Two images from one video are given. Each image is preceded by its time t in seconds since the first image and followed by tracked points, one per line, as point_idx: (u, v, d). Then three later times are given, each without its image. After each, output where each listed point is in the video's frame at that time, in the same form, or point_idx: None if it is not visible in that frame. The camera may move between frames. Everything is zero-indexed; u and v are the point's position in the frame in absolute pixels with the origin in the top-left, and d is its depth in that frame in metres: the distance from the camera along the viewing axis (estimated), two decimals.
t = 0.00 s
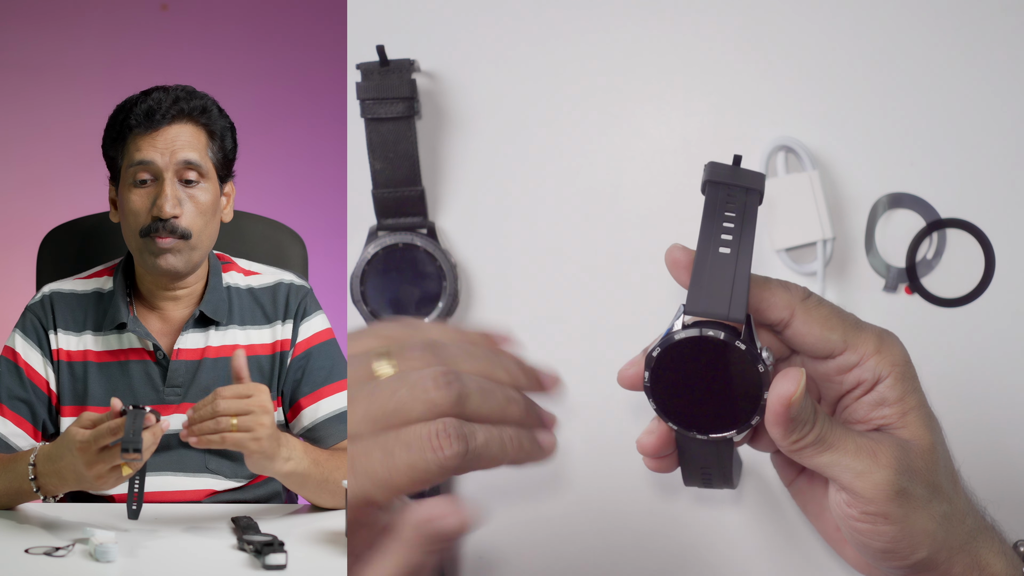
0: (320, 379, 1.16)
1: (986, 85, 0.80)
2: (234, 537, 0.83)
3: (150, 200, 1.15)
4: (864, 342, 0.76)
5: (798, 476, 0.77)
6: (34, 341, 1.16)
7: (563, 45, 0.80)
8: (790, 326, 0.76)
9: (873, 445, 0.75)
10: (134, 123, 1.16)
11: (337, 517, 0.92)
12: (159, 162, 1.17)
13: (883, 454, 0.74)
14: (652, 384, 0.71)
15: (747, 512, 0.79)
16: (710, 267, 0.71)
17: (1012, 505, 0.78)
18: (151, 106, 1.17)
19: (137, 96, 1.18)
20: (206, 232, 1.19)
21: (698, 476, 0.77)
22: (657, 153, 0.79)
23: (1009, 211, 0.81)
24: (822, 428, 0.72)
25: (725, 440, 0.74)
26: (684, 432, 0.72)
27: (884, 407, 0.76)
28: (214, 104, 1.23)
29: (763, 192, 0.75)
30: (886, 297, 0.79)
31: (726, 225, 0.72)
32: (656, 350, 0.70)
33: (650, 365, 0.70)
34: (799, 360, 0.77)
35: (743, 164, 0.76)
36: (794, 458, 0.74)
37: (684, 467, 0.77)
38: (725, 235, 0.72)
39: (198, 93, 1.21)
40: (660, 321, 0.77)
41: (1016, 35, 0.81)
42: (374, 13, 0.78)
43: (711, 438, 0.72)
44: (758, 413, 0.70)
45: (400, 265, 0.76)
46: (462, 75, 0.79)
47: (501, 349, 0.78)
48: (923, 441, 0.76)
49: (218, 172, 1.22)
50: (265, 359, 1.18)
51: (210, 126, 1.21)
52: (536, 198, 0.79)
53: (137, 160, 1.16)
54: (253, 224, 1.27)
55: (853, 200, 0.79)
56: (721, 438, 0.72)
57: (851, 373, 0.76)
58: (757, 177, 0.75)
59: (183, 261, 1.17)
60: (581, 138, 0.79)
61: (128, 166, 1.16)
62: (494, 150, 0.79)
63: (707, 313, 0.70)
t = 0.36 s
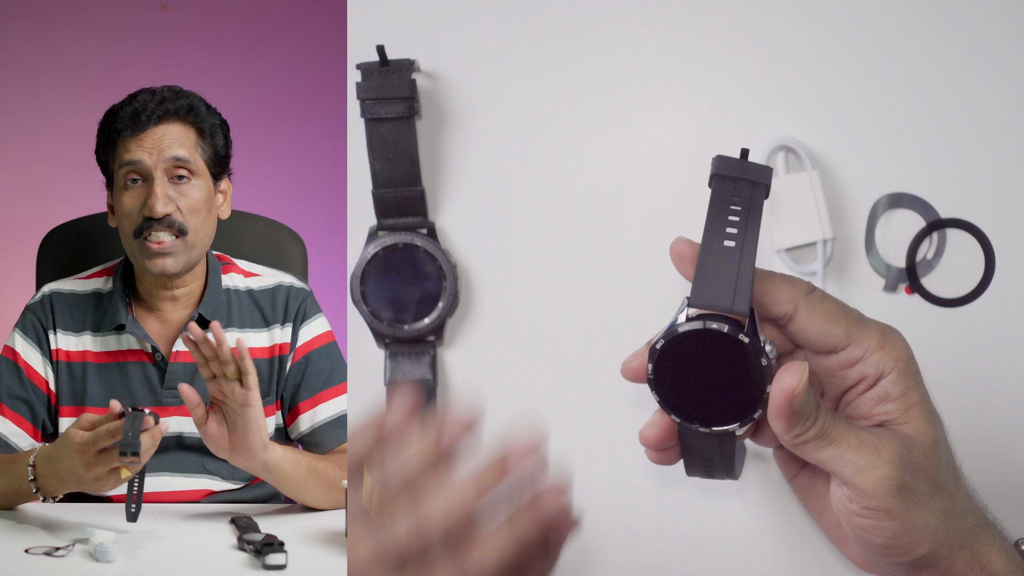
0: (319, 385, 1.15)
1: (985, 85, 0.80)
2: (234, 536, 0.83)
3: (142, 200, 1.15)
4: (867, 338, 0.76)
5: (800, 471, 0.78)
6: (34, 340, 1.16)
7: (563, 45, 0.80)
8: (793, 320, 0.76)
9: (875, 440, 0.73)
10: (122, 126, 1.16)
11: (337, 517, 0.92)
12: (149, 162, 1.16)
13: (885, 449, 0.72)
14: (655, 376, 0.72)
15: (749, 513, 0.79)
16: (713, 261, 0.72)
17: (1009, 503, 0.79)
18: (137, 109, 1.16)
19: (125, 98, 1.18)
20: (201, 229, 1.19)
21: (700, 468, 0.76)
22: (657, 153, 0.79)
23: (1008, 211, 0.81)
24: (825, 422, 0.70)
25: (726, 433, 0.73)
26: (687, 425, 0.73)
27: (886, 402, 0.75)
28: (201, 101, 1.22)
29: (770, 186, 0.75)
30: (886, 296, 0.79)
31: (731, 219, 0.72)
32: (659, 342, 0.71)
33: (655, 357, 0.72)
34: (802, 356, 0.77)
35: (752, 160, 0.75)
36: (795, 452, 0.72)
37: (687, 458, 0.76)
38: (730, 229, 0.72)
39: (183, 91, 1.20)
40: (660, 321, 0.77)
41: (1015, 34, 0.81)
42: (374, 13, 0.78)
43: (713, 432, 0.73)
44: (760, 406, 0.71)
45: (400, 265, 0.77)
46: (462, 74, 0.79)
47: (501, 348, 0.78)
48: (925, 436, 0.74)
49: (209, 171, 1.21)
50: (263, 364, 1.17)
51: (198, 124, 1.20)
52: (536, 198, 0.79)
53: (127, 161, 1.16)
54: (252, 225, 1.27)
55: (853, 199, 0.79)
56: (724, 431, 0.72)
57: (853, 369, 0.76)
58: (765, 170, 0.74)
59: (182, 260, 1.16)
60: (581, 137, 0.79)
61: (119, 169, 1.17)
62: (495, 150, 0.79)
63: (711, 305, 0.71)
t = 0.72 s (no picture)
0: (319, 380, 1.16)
1: (985, 85, 0.80)
2: (234, 536, 0.83)
3: (154, 187, 1.18)
4: (859, 335, 0.77)
5: (794, 469, 0.77)
6: (31, 338, 1.15)
7: (563, 45, 0.80)
8: (784, 318, 0.76)
9: (868, 436, 0.75)
10: (145, 111, 1.19)
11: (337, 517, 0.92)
12: (166, 152, 1.19)
13: (876, 444, 0.75)
14: (649, 373, 0.72)
15: (750, 513, 0.78)
16: (703, 260, 0.73)
17: (1011, 503, 0.78)
18: (161, 98, 1.19)
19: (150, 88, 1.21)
20: (207, 227, 1.20)
21: (696, 467, 0.76)
22: (657, 153, 0.79)
23: (1010, 211, 0.81)
24: (817, 417, 0.73)
25: (720, 429, 0.74)
26: (679, 421, 0.73)
27: (878, 399, 0.77)
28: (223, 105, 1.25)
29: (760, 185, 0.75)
30: (886, 297, 0.79)
31: (721, 217, 0.73)
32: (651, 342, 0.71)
33: (647, 355, 0.71)
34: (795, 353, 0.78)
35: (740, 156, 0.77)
36: (789, 449, 0.75)
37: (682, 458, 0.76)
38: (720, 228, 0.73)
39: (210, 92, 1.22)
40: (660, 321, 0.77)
41: (1016, 34, 0.81)
42: (373, 13, 0.78)
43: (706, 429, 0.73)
44: (754, 402, 0.71)
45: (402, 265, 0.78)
46: (462, 74, 0.79)
47: (501, 349, 0.78)
48: (918, 431, 0.77)
49: (220, 170, 1.23)
50: (258, 361, 1.18)
51: (216, 124, 1.22)
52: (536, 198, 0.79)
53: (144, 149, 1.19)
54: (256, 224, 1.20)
55: (853, 199, 0.79)
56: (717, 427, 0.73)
57: (846, 365, 0.77)
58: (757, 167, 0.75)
59: (183, 251, 1.17)
60: (581, 138, 0.79)
61: (134, 155, 1.19)
62: (495, 150, 0.79)
63: (702, 303, 0.72)
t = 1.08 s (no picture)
0: (321, 379, 1.15)
1: (986, 86, 0.80)
2: (234, 536, 0.83)
3: (155, 185, 1.18)
4: (862, 326, 0.76)
5: (799, 459, 0.77)
6: (34, 338, 1.15)
7: (563, 45, 0.80)
8: (788, 308, 0.76)
9: (869, 427, 0.74)
10: (141, 111, 1.19)
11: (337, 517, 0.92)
12: (165, 150, 1.20)
13: (878, 435, 0.74)
14: (651, 362, 0.71)
15: (747, 513, 0.79)
16: (708, 247, 0.71)
17: (1011, 504, 0.78)
18: (157, 97, 1.20)
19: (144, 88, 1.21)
20: (209, 221, 1.21)
21: (698, 454, 0.76)
22: (657, 153, 0.79)
23: (1010, 211, 0.81)
24: (819, 408, 0.71)
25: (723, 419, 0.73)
26: (681, 408, 0.72)
27: (880, 390, 0.77)
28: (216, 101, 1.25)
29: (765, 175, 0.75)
30: (886, 297, 0.79)
31: (726, 206, 0.73)
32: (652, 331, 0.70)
33: (650, 343, 0.71)
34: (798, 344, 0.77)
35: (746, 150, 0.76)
36: (791, 439, 0.74)
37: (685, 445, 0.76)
38: (725, 217, 0.73)
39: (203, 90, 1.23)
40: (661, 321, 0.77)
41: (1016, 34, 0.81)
42: (373, 14, 0.78)
43: (709, 417, 0.72)
44: (756, 391, 0.70)
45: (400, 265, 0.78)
46: (462, 74, 0.79)
47: (501, 349, 0.78)
48: (919, 423, 0.76)
49: (219, 165, 1.24)
50: (263, 360, 1.17)
51: (212, 120, 1.23)
52: (536, 198, 0.79)
53: (142, 149, 1.19)
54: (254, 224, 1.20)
55: (853, 199, 0.79)
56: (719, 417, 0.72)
57: (849, 356, 0.77)
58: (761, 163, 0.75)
59: (187, 246, 1.18)
60: (581, 138, 0.79)
61: (133, 155, 1.19)
62: (495, 150, 0.79)
63: (705, 292, 0.71)
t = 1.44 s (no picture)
0: (320, 383, 1.14)
1: (986, 86, 0.80)
2: (234, 536, 0.83)
3: (154, 195, 1.14)
4: (862, 335, 0.76)
5: (797, 467, 0.77)
6: (33, 339, 1.15)
7: (563, 46, 0.80)
8: (787, 317, 0.76)
9: (868, 437, 0.72)
10: (123, 122, 1.14)
11: (337, 518, 0.91)
12: (156, 158, 1.15)
13: (879, 445, 0.71)
14: (650, 375, 0.70)
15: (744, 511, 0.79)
16: (704, 258, 0.70)
17: (1011, 504, 0.79)
18: (137, 105, 1.15)
19: (120, 96, 1.16)
20: (210, 218, 1.18)
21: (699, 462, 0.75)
22: (657, 153, 0.79)
23: (1010, 210, 0.81)
24: (819, 418, 0.68)
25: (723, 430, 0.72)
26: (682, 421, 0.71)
27: (881, 399, 0.75)
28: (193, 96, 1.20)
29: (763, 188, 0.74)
30: (886, 297, 0.79)
31: (724, 216, 0.72)
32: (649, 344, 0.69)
33: (648, 356, 0.69)
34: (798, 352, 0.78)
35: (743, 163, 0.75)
36: (791, 449, 0.70)
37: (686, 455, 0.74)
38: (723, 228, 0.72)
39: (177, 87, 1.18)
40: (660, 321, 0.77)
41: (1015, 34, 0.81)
42: (373, 13, 0.78)
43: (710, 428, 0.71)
44: (756, 402, 0.68)
45: (400, 265, 0.77)
46: (462, 74, 0.79)
47: (501, 349, 0.78)
48: (920, 432, 0.74)
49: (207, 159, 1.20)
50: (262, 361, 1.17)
51: (192, 117, 1.18)
52: (536, 198, 0.79)
53: (132, 158, 1.14)
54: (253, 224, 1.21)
55: (853, 199, 0.79)
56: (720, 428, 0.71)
57: (849, 365, 0.76)
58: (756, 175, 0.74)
59: (196, 246, 1.16)
60: (581, 138, 0.79)
61: (123, 168, 1.14)
62: (495, 149, 0.79)
63: (704, 302, 0.69)
